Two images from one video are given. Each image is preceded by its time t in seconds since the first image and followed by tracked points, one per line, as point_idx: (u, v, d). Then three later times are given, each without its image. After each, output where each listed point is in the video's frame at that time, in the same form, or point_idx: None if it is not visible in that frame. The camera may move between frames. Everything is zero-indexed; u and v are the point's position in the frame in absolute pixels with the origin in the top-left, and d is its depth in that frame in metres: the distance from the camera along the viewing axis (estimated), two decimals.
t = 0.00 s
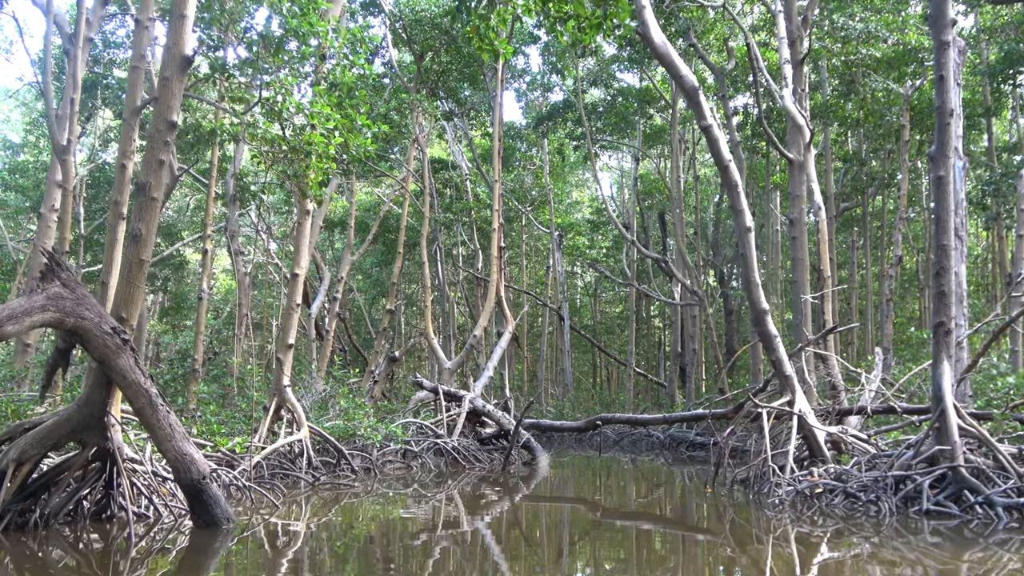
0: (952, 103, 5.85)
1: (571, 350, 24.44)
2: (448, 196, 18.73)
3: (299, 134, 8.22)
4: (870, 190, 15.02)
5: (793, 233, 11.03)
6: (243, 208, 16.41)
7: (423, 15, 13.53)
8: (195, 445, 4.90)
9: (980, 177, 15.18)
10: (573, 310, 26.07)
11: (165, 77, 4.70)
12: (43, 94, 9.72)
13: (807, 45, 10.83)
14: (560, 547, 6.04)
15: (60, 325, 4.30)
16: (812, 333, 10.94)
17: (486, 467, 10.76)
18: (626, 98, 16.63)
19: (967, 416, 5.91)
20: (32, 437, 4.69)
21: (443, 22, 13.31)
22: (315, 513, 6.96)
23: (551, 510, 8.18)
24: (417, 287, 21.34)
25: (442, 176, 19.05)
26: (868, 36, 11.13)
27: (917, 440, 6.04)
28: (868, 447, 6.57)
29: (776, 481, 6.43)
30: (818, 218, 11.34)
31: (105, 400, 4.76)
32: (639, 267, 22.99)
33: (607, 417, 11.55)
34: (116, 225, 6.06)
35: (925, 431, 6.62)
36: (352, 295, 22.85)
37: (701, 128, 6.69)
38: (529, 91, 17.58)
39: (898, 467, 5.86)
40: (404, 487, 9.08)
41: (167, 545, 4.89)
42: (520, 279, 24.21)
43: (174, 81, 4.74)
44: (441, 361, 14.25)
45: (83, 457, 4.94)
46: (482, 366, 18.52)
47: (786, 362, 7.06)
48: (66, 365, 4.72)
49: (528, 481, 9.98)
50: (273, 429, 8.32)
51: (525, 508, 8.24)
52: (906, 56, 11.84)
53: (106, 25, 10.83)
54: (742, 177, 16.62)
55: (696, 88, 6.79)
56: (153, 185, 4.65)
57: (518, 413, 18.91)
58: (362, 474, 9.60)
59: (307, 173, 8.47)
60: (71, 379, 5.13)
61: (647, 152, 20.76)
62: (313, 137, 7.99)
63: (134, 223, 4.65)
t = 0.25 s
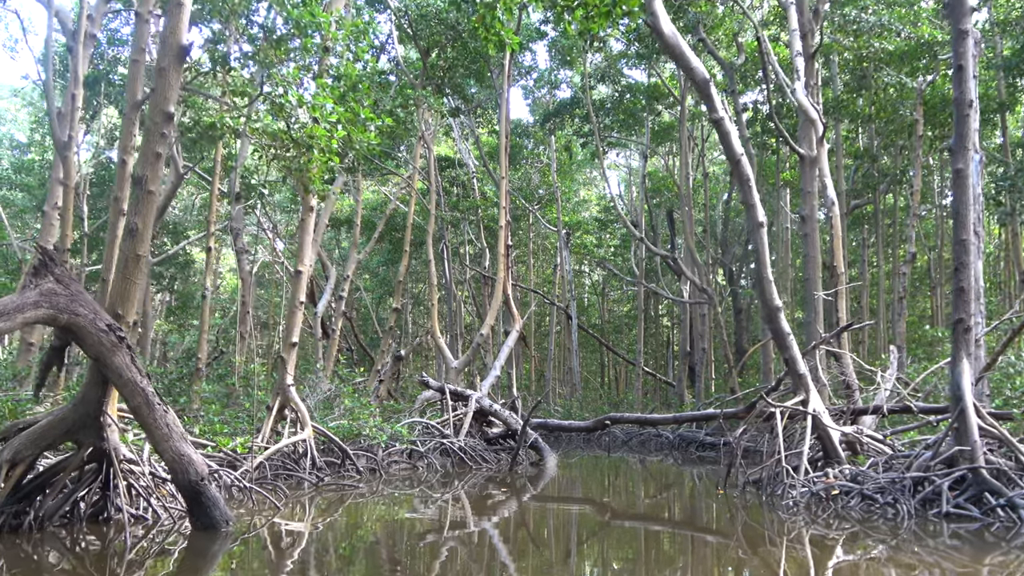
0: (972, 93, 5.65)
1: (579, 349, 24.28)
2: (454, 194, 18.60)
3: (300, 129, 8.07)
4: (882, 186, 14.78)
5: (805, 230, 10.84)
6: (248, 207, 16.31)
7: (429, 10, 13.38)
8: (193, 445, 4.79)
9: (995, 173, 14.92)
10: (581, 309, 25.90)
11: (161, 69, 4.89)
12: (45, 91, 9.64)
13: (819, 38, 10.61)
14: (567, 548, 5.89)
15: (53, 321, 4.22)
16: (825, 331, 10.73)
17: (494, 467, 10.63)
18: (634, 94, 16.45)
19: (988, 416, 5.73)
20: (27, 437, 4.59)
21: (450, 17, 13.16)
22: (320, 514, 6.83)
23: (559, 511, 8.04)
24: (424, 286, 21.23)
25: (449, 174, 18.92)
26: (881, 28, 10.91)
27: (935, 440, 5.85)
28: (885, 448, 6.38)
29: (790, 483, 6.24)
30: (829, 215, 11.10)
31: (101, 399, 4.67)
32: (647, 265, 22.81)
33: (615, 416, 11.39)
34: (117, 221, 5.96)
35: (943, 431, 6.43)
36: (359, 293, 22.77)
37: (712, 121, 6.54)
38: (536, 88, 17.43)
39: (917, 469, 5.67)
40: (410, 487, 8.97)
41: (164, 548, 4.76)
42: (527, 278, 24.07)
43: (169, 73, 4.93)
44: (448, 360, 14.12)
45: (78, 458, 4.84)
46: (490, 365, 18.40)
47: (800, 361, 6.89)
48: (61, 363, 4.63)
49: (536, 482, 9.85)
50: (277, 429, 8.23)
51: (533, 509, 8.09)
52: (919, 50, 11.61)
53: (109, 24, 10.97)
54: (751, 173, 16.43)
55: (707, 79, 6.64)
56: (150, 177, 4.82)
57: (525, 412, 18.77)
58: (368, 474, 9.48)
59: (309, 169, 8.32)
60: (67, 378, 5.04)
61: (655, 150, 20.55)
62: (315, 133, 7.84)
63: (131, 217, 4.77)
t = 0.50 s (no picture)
0: (988, 83, 5.37)
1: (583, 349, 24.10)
2: (457, 192, 18.44)
3: (299, 123, 7.90)
4: (890, 183, 14.59)
5: (814, 226, 10.63)
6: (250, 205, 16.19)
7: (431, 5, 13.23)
8: (185, 446, 4.65)
9: (1006, 169, 14.69)
10: (585, 308, 25.72)
11: (152, 57, 4.79)
12: (41, 88, 9.53)
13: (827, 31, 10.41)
14: (571, 549, 5.73)
15: (40, 318, 4.10)
16: (834, 329, 10.53)
17: (497, 466, 10.48)
18: (639, 91, 16.27)
19: (1007, 415, 5.54)
20: (13, 438, 4.46)
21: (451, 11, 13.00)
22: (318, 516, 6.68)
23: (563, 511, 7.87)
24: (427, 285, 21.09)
25: (452, 172, 18.76)
26: (890, 21, 10.69)
27: (952, 440, 5.65)
28: (899, 448, 6.19)
29: (801, 484, 6.07)
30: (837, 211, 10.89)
31: (89, 399, 4.54)
32: (652, 263, 22.60)
33: (621, 416, 11.21)
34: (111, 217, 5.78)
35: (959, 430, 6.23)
36: (362, 292, 22.65)
37: (720, 114, 6.36)
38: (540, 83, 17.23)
39: (933, 469, 5.48)
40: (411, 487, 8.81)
41: (155, 551, 4.62)
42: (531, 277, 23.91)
43: (160, 61, 4.82)
44: (451, 359, 13.97)
45: (67, 459, 4.71)
46: (492, 364, 18.23)
47: (810, 359, 6.71)
48: (49, 361, 4.50)
49: (540, 482, 9.69)
50: (276, 429, 8.10)
51: (537, 510, 7.92)
52: (929, 43, 11.41)
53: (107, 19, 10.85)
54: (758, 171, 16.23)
55: (714, 71, 6.44)
56: (139, 170, 4.72)
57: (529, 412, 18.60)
58: (369, 475, 9.34)
59: (307, 164, 8.15)
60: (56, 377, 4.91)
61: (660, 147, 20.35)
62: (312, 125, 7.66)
63: (121, 211, 4.66)
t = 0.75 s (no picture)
0: (996, 77, 5.22)
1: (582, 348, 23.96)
2: (456, 191, 18.31)
3: (293, 118, 7.73)
4: (893, 181, 14.44)
5: (816, 224, 10.49)
6: (246, 203, 16.02)
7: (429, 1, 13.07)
8: (171, 448, 4.52)
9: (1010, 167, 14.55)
10: (584, 308, 25.59)
11: (140, 46, 4.81)
12: (33, 84, 9.38)
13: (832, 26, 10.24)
14: (571, 550, 5.59)
15: (22, 315, 3.96)
16: (838, 328, 10.37)
17: (495, 467, 10.35)
18: (639, 88, 16.12)
19: (1017, 416, 5.40)
20: None
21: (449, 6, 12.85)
22: (313, 518, 6.54)
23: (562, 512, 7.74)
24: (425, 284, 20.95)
25: (450, 170, 18.63)
26: (893, 16, 10.55)
27: (961, 441, 5.52)
28: (906, 449, 6.06)
29: (806, 486, 5.93)
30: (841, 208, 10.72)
31: (72, 399, 4.41)
32: (652, 262, 22.47)
33: (620, 416, 11.08)
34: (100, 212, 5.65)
35: (967, 430, 6.10)
36: (360, 291, 22.50)
37: (723, 109, 6.21)
38: (539, 81, 17.09)
39: (942, 471, 5.34)
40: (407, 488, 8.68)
41: (141, 556, 4.47)
42: (530, 276, 23.77)
43: (151, 54, 4.87)
44: (449, 358, 13.81)
45: (49, 461, 4.57)
46: (491, 364, 18.08)
47: (814, 358, 6.57)
48: (32, 359, 4.37)
49: (539, 483, 9.55)
50: (270, 429, 7.96)
51: (535, 511, 7.78)
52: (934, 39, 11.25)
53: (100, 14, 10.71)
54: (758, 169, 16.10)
55: (716, 65, 6.28)
56: (126, 161, 4.77)
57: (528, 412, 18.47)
58: (365, 476, 9.20)
59: (302, 160, 7.98)
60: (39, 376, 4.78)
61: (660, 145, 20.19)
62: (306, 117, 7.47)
63: (107, 205, 4.72)
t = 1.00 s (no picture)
0: (1001, 68, 5.11)
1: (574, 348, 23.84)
2: (448, 189, 18.15)
3: (280, 111, 7.52)
4: (888, 180, 14.33)
5: (812, 223, 10.38)
6: (234, 201, 15.80)
7: None
8: (148, 450, 4.34)
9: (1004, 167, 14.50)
10: (577, 308, 25.46)
11: (116, 31, 4.73)
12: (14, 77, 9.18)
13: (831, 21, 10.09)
14: (563, 551, 5.45)
15: None
16: (834, 327, 10.25)
17: (487, 468, 10.20)
18: (633, 86, 15.96)
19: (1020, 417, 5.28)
20: None
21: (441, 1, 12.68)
22: (299, 521, 6.38)
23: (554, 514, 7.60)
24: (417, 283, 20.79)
25: (442, 168, 18.46)
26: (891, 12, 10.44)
27: (963, 443, 5.40)
28: (906, 451, 5.93)
29: (804, 488, 5.81)
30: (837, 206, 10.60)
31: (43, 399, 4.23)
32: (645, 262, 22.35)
33: (614, 416, 10.93)
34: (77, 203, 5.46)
35: (968, 431, 5.98)
36: (351, 290, 22.29)
37: (721, 102, 6.08)
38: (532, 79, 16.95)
39: (944, 474, 5.22)
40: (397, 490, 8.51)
41: (115, 563, 4.28)
42: (523, 275, 23.62)
43: (127, 39, 4.79)
44: (440, 358, 13.65)
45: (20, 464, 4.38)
46: (482, 364, 17.93)
47: (812, 358, 6.44)
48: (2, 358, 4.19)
49: (531, 484, 9.41)
50: (256, 430, 7.79)
51: (527, 513, 7.64)
52: (930, 37, 11.11)
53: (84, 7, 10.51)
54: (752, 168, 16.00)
55: (715, 58, 6.14)
56: (102, 152, 4.67)
57: (520, 412, 18.33)
58: (354, 478, 9.04)
59: (289, 154, 7.75)
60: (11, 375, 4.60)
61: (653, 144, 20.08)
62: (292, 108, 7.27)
63: (82, 197, 4.59)
